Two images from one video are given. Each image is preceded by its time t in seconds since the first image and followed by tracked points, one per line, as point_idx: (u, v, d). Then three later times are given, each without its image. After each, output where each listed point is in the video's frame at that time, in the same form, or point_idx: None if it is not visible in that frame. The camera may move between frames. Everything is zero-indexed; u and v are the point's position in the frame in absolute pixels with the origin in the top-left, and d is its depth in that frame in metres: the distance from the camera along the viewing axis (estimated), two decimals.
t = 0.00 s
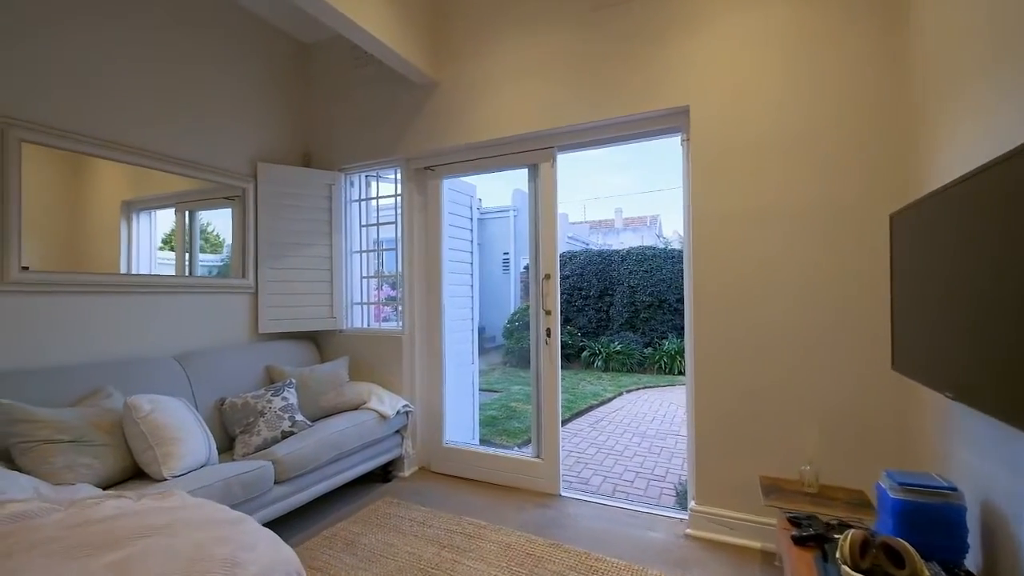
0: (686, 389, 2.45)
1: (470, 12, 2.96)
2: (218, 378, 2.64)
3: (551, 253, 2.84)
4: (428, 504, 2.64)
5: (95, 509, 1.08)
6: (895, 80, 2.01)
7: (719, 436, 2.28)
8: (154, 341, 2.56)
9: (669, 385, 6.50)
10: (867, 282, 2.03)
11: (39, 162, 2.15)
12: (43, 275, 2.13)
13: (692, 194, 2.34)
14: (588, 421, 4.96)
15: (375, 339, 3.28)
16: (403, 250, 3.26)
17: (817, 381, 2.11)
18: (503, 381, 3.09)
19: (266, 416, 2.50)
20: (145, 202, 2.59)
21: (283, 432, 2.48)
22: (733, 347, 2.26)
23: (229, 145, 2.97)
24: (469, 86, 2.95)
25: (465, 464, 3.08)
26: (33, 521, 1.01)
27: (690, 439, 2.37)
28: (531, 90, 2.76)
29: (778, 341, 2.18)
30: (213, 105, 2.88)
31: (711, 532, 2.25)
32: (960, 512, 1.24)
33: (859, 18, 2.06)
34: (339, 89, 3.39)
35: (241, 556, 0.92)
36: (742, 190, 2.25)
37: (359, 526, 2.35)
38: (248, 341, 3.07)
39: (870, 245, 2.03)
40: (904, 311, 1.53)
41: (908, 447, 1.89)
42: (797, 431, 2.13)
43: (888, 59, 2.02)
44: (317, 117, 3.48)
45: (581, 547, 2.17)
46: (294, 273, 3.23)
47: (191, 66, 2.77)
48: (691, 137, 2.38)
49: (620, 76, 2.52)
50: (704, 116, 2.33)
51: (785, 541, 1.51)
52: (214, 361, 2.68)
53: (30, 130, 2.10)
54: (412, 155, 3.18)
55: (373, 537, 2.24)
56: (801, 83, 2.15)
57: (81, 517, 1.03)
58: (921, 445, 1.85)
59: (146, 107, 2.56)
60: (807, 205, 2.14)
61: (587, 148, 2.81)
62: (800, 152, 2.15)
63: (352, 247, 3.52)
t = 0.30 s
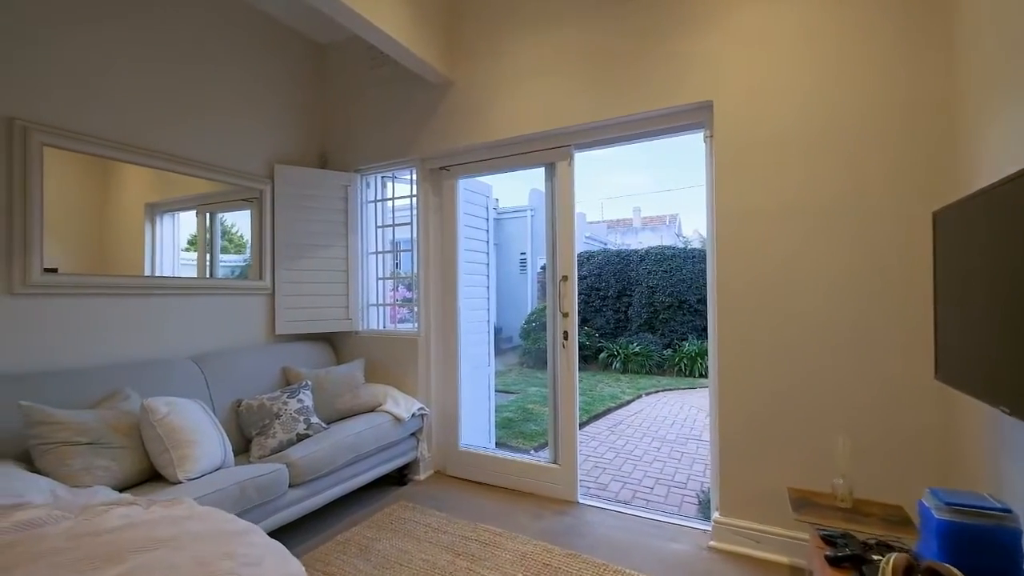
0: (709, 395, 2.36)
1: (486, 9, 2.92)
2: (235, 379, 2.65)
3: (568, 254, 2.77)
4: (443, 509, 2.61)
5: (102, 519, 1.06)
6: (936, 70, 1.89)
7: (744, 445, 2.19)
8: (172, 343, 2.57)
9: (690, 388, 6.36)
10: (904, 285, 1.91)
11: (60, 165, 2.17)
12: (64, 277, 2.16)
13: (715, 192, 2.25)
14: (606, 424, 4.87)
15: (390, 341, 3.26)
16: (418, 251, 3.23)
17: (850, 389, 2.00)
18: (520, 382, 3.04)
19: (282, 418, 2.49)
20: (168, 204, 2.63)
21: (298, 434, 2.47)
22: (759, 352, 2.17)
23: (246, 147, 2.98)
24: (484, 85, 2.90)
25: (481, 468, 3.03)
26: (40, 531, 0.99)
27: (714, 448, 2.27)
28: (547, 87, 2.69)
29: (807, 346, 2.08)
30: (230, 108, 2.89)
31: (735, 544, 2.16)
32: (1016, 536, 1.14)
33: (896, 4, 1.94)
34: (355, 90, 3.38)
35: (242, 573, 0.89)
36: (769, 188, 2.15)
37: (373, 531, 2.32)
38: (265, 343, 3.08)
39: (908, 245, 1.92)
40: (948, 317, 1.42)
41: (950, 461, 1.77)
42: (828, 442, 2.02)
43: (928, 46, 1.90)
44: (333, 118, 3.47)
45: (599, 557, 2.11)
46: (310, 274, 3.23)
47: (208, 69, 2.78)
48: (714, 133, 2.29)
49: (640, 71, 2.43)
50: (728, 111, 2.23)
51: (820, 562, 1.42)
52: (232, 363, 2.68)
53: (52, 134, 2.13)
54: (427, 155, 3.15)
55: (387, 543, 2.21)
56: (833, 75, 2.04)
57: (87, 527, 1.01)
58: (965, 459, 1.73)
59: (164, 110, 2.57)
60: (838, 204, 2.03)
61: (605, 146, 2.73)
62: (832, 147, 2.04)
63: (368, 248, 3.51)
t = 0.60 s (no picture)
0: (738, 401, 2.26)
1: (505, 6, 2.87)
2: (255, 380, 2.66)
3: (589, 254, 2.70)
4: (461, 514, 2.57)
5: (115, 526, 1.05)
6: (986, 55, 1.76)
7: (774, 454, 2.09)
8: (195, 344, 2.60)
9: (713, 391, 6.20)
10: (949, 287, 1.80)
11: (87, 170, 2.21)
12: (89, 279, 2.19)
13: (743, 189, 2.15)
14: (627, 428, 4.78)
15: (408, 343, 3.24)
16: (436, 252, 3.20)
17: (888, 397, 1.89)
18: (539, 384, 2.98)
19: (300, 420, 2.49)
20: (193, 206, 2.68)
21: (316, 436, 2.46)
22: (791, 358, 2.06)
23: (266, 149, 3.00)
24: (503, 83, 2.86)
25: (499, 472, 2.99)
26: (52, 539, 0.98)
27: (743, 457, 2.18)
28: (567, 84, 2.63)
29: (843, 351, 1.97)
30: (251, 111, 2.91)
31: (764, 558, 2.06)
32: None
33: None
34: (374, 90, 3.37)
35: None
36: (801, 184, 2.04)
37: (391, 535, 2.30)
38: (285, 344, 3.09)
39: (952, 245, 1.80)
40: (1003, 323, 1.31)
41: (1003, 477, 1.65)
42: (864, 452, 1.92)
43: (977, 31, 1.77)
44: (352, 119, 3.48)
45: (620, 568, 2.04)
46: (330, 276, 3.24)
47: (229, 72, 2.81)
48: (742, 128, 2.19)
49: (664, 65, 2.35)
50: (757, 105, 2.13)
51: None
52: (252, 364, 2.70)
53: (78, 138, 2.16)
54: (446, 155, 3.12)
55: (404, 548, 2.18)
56: (872, 63, 1.92)
57: (99, 535, 1.00)
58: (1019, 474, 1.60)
59: (187, 115, 2.60)
60: (877, 200, 1.91)
61: (627, 143, 2.65)
62: (870, 140, 1.93)
63: (386, 249, 3.50)
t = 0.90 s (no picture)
0: (767, 410, 2.17)
1: (523, 4, 2.82)
2: (275, 383, 2.68)
3: (609, 255, 2.64)
4: (480, 519, 2.53)
5: (131, 536, 1.05)
6: None
7: (807, 466, 1.99)
8: (217, 347, 2.63)
9: (737, 394, 6.04)
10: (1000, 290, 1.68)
11: (113, 175, 2.25)
12: (114, 282, 2.23)
13: (773, 189, 2.06)
14: (648, 432, 4.68)
15: (427, 345, 3.23)
16: (455, 254, 3.17)
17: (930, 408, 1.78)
18: (558, 386, 2.93)
19: (320, 423, 2.50)
20: (219, 210, 2.71)
21: (335, 439, 2.46)
22: (825, 365, 1.96)
23: (286, 153, 3.02)
24: (521, 82, 2.81)
25: (518, 477, 2.95)
26: (69, 549, 0.98)
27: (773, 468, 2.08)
28: (588, 82, 2.57)
29: (880, 358, 1.86)
30: (271, 115, 2.93)
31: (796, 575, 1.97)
32: None
33: None
34: (392, 92, 3.37)
35: None
36: (835, 182, 1.94)
37: (409, 540, 2.28)
38: (305, 346, 3.11)
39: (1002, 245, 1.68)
40: None
41: None
42: (904, 466, 1.81)
43: None
44: (371, 121, 3.48)
45: None
46: (349, 278, 3.25)
47: (251, 77, 2.83)
48: (771, 124, 2.10)
49: (688, 60, 2.27)
50: (788, 99, 2.03)
51: None
52: (273, 366, 2.72)
53: (105, 145, 2.20)
54: (464, 156, 3.09)
55: (422, 554, 2.16)
56: (913, 52, 1.81)
57: (115, 546, 1.00)
58: None
59: (209, 119, 2.63)
60: (919, 198, 1.80)
61: (649, 141, 2.58)
62: (910, 134, 1.82)
63: (405, 251, 3.49)
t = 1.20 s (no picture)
0: (799, 421, 2.05)
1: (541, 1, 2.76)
2: (294, 386, 2.68)
3: (630, 257, 2.56)
4: (497, 528, 2.49)
5: (140, 550, 1.04)
6: None
7: (843, 481, 1.87)
8: (237, 350, 2.65)
9: (763, 399, 5.85)
10: None
11: (135, 180, 2.28)
12: (136, 286, 2.25)
13: (805, 188, 1.94)
14: (671, 438, 4.55)
15: (444, 349, 3.19)
16: (473, 256, 3.13)
17: (980, 423, 1.64)
18: (578, 388, 2.86)
19: (337, 427, 2.48)
20: (243, 213, 2.74)
21: (352, 444, 2.45)
22: (863, 375, 1.84)
23: (305, 157, 3.03)
24: (540, 82, 2.76)
25: (537, 484, 2.88)
26: (77, 564, 0.97)
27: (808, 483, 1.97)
28: (607, 80, 2.50)
29: (923, 369, 1.73)
30: (290, 120, 2.94)
31: None
32: None
33: None
34: (410, 94, 3.35)
35: None
36: (873, 180, 1.82)
37: (425, 548, 2.24)
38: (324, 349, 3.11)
39: None
40: None
41: None
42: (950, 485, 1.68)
43: None
44: (389, 124, 3.47)
45: None
46: (368, 281, 3.24)
47: (269, 82, 2.84)
48: (804, 119, 1.99)
49: (714, 54, 2.17)
50: (821, 93, 1.91)
51: None
52: (291, 369, 2.72)
53: (128, 151, 2.23)
54: (481, 157, 3.05)
55: (437, 563, 2.12)
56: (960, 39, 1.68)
57: (122, 560, 0.98)
58: None
59: (229, 124, 2.65)
60: (968, 197, 1.66)
61: (672, 139, 2.49)
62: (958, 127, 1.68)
63: (423, 253, 3.47)
